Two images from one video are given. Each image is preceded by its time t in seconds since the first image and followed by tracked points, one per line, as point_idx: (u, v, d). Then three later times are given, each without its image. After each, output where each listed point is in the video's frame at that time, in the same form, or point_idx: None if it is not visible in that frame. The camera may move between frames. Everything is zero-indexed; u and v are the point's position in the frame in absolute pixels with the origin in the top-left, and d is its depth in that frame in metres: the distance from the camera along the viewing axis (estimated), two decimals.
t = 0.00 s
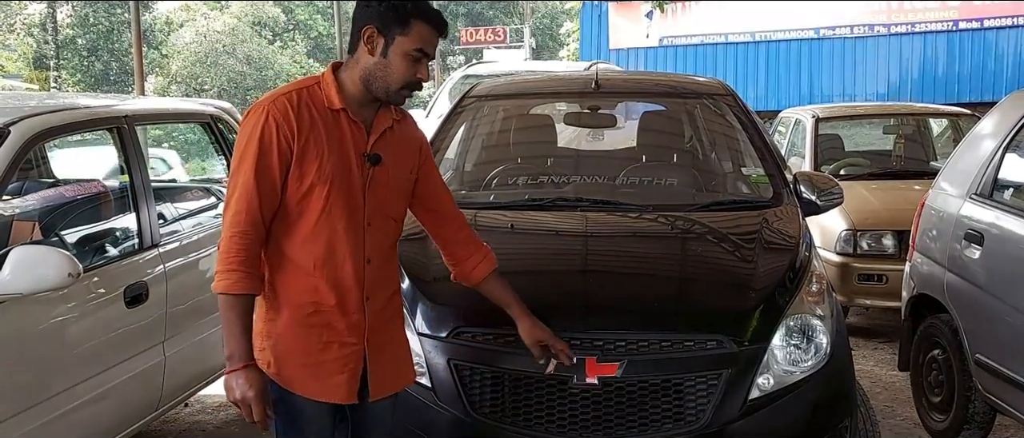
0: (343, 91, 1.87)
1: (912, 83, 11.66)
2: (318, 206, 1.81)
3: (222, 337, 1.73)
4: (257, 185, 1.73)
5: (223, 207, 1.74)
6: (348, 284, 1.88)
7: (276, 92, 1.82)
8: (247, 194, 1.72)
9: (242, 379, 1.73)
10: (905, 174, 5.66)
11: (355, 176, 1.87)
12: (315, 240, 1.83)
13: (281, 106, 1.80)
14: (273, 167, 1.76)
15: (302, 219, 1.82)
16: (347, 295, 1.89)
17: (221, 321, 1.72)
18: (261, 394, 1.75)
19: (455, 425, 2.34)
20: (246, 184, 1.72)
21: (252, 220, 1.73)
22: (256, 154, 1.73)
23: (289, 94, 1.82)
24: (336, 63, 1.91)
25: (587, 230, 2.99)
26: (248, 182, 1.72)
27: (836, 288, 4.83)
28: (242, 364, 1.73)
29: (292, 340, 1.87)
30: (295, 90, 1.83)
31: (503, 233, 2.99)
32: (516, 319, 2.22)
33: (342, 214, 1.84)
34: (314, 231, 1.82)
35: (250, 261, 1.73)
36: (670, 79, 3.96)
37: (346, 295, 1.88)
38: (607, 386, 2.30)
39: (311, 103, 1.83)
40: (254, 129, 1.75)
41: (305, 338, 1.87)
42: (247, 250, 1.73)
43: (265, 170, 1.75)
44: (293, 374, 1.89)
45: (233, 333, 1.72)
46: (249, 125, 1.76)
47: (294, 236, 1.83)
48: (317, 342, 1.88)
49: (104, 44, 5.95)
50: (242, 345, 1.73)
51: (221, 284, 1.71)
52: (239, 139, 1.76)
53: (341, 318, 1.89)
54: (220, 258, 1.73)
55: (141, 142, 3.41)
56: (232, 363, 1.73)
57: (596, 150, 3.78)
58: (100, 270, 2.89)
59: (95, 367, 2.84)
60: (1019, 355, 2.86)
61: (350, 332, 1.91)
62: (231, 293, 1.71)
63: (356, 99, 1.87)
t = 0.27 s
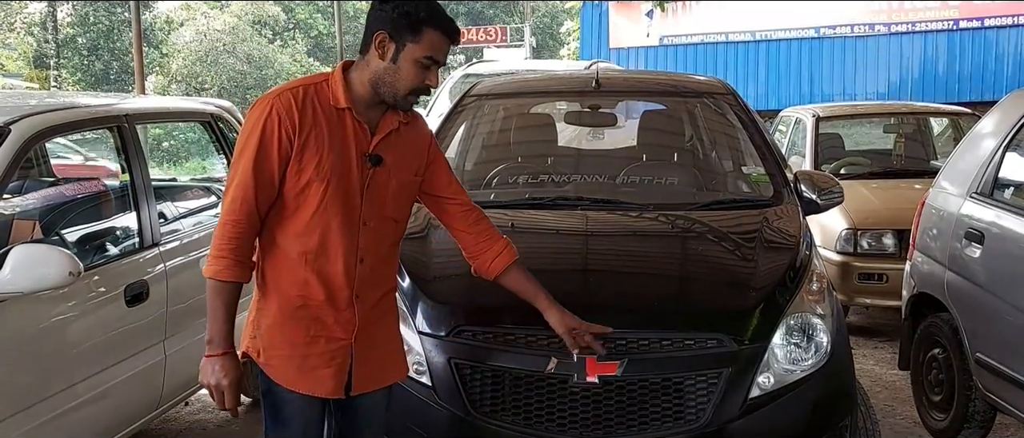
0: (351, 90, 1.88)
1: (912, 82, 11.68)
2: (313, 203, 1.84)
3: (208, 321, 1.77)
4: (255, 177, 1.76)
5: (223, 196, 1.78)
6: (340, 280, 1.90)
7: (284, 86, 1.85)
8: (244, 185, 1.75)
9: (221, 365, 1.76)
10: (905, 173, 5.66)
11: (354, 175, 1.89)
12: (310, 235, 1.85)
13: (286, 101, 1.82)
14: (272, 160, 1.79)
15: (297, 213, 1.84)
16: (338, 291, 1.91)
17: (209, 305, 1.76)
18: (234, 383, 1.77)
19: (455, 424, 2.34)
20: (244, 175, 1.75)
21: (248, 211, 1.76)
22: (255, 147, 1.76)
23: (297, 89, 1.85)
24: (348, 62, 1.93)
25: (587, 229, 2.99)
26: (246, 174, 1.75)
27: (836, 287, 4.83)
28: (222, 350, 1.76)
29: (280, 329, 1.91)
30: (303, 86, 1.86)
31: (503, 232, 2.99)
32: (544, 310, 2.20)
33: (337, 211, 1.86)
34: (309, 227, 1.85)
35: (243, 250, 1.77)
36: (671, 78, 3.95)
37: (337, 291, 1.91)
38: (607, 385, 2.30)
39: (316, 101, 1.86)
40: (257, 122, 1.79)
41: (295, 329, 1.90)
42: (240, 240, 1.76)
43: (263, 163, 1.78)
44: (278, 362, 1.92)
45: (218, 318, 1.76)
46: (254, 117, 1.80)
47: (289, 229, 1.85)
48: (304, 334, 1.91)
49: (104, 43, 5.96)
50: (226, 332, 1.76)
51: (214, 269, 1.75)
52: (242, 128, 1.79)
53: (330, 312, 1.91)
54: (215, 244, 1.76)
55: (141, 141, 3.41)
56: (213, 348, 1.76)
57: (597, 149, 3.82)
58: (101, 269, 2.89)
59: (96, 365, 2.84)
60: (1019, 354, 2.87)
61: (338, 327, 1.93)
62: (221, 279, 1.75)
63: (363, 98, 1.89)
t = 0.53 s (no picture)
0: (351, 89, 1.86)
1: (913, 82, 11.69)
2: (311, 201, 1.81)
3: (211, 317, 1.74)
4: (254, 174, 1.74)
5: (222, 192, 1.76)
6: (335, 279, 1.88)
7: (285, 83, 1.83)
8: (243, 181, 1.73)
9: (223, 362, 1.74)
10: (906, 173, 5.66)
11: (352, 174, 1.86)
12: (307, 234, 1.83)
13: (286, 98, 1.80)
14: (272, 158, 1.76)
15: (295, 212, 1.82)
16: (333, 290, 1.88)
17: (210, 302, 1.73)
18: (239, 381, 1.76)
19: (456, 423, 2.34)
20: (244, 171, 1.73)
21: (246, 208, 1.73)
22: (255, 144, 1.74)
23: (298, 86, 1.82)
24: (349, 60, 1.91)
25: (588, 229, 2.99)
26: (245, 171, 1.73)
27: (836, 287, 4.83)
28: (225, 347, 1.74)
29: (273, 328, 1.88)
30: (304, 83, 1.84)
31: (504, 231, 2.99)
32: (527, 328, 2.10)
33: (335, 210, 1.84)
34: (306, 225, 1.82)
35: (241, 247, 1.74)
36: (672, 78, 3.95)
37: (331, 290, 1.88)
38: (607, 385, 2.30)
39: (317, 98, 1.83)
40: (256, 119, 1.76)
41: (289, 328, 1.88)
42: (238, 237, 1.74)
43: (263, 160, 1.75)
44: (270, 360, 1.90)
45: (220, 315, 1.74)
46: (256, 114, 1.77)
47: (287, 227, 1.83)
48: (297, 332, 1.89)
49: (105, 43, 5.97)
50: (228, 329, 1.74)
51: (212, 266, 1.72)
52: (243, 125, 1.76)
53: (325, 311, 1.89)
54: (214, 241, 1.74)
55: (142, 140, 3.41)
56: (216, 345, 1.75)
57: (597, 148, 3.83)
58: (102, 268, 2.90)
59: (96, 365, 2.85)
60: (1020, 354, 2.86)
61: (332, 326, 1.91)
62: (219, 276, 1.72)
63: (362, 97, 1.87)
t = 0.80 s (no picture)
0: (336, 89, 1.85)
1: (913, 84, 11.65)
2: (298, 202, 1.80)
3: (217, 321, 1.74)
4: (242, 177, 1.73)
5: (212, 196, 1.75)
6: (324, 281, 1.86)
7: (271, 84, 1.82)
8: (231, 184, 1.72)
9: (238, 361, 1.74)
10: (907, 173, 5.65)
11: (339, 174, 1.85)
12: (295, 235, 1.82)
13: (271, 99, 1.79)
14: (257, 158, 1.75)
15: (283, 213, 1.81)
16: (322, 291, 1.87)
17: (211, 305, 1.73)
18: (255, 379, 1.75)
19: (456, 424, 2.34)
20: (231, 173, 1.72)
21: (233, 210, 1.73)
22: (241, 144, 1.73)
23: (283, 87, 1.82)
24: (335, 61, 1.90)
25: (589, 229, 2.99)
26: (232, 172, 1.72)
27: (837, 287, 4.83)
28: (236, 346, 1.73)
29: (263, 331, 1.87)
30: (289, 83, 1.83)
31: (505, 231, 2.99)
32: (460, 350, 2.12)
33: (322, 212, 1.82)
34: (293, 226, 1.81)
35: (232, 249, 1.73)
36: (673, 78, 3.95)
37: (322, 292, 1.87)
38: (608, 385, 2.30)
39: (302, 99, 1.82)
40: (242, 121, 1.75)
41: (278, 331, 1.86)
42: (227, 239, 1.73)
43: (250, 163, 1.74)
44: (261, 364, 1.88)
45: (228, 319, 1.73)
46: (241, 115, 1.76)
47: (275, 229, 1.82)
48: (286, 335, 1.87)
49: (106, 43, 5.98)
50: (236, 330, 1.73)
51: (212, 271, 1.72)
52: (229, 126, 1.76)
53: (315, 314, 1.87)
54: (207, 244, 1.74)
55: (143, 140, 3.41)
56: (227, 346, 1.73)
57: (597, 149, 3.82)
58: (103, 268, 2.90)
59: (97, 365, 2.85)
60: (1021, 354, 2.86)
61: (322, 329, 1.89)
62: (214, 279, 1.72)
63: (348, 97, 1.86)
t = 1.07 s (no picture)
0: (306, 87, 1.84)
1: (913, 83, 11.61)
2: (274, 203, 1.79)
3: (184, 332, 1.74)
4: (214, 182, 1.72)
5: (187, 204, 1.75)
6: (304, 282, 1.84)
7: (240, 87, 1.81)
8: (202, 190, 1.72)
9: (205, 375, 1.74)
10: (909, 172, 5.64)
11: (314, 173, 1.83)
12: (271, 237, 1.80)
13: (241, 101, 1.78)
14: (229, 162, 1.74)
15: (258, 216, 1.80)
16: (302, 293, 1.85)
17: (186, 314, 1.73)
18: (219, 394, 1.76)
19: (456, 424, 2.33)
20: (203, 178, 1.72)
21: (206, 215, 1.72)
22: (211, 148, 1.72)
23: (253, 89, 1.81)
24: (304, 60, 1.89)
25: (589, 229, 2.99)
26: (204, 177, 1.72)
27: (838, 286, 4.83)
28: (203, 361, 1.74)
29: (245, 337, 1.85)
30: (258, 85, 1.82)
31: (505, 230, 2.99)
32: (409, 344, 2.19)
33: (298, 212, 1.81)
34: (269, 229, 1.80)
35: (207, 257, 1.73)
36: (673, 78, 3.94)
37: (302, 294, 1.85)
38: (609, 385, 2.29)
39: (272, 99, 1.81)
40: (212, 127, 1.74)
41: (260, 336, 1.85)
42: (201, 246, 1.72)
43: (222, 168, 1.73)
44: (246, 370, 1.86)
45: (196, 332, 1.73)
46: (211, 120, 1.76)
47: (252, 232, 1.81)
48: (268, 340, 1.85)
49: (106, 42, 5.98)
50: (203, 342, 1.73)
51: (185, 280, 1.72)
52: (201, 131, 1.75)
53: (297, 316, 1.85)
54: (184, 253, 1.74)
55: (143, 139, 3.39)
56: (194, 360, 1.74)
57: (596, 148, 3.78)
58: (102, 268, 2.90)
59: (97, 364, 2.84)
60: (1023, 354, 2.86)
61: (305, 331, 1.87)
62: (190, 289, 1.72)
63: (319, 96, 1.85)
